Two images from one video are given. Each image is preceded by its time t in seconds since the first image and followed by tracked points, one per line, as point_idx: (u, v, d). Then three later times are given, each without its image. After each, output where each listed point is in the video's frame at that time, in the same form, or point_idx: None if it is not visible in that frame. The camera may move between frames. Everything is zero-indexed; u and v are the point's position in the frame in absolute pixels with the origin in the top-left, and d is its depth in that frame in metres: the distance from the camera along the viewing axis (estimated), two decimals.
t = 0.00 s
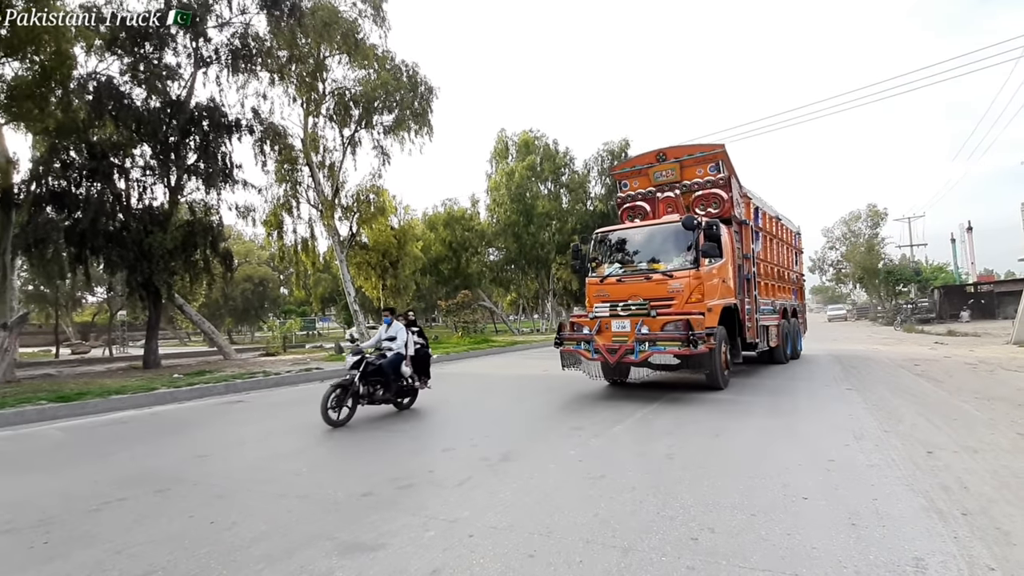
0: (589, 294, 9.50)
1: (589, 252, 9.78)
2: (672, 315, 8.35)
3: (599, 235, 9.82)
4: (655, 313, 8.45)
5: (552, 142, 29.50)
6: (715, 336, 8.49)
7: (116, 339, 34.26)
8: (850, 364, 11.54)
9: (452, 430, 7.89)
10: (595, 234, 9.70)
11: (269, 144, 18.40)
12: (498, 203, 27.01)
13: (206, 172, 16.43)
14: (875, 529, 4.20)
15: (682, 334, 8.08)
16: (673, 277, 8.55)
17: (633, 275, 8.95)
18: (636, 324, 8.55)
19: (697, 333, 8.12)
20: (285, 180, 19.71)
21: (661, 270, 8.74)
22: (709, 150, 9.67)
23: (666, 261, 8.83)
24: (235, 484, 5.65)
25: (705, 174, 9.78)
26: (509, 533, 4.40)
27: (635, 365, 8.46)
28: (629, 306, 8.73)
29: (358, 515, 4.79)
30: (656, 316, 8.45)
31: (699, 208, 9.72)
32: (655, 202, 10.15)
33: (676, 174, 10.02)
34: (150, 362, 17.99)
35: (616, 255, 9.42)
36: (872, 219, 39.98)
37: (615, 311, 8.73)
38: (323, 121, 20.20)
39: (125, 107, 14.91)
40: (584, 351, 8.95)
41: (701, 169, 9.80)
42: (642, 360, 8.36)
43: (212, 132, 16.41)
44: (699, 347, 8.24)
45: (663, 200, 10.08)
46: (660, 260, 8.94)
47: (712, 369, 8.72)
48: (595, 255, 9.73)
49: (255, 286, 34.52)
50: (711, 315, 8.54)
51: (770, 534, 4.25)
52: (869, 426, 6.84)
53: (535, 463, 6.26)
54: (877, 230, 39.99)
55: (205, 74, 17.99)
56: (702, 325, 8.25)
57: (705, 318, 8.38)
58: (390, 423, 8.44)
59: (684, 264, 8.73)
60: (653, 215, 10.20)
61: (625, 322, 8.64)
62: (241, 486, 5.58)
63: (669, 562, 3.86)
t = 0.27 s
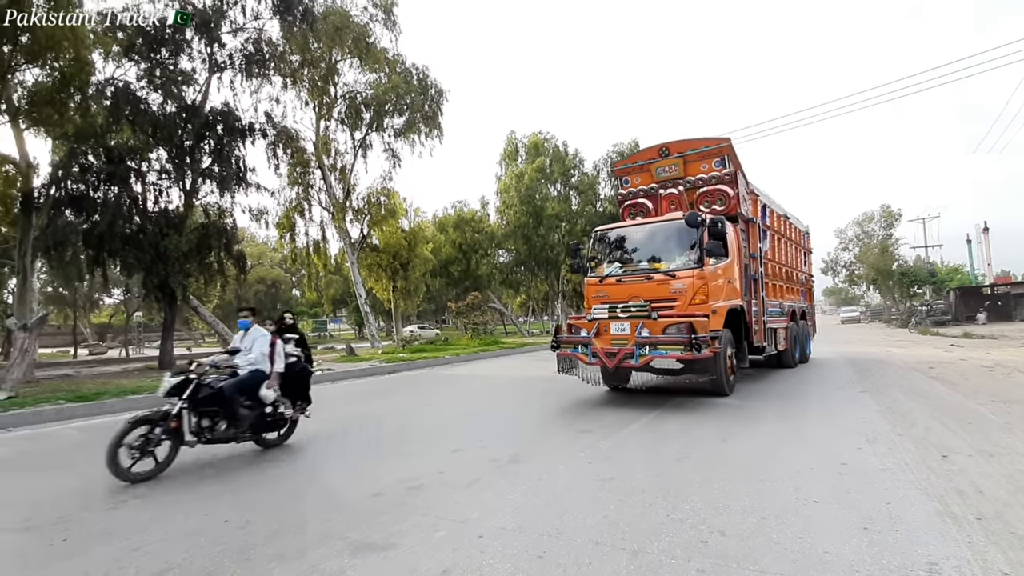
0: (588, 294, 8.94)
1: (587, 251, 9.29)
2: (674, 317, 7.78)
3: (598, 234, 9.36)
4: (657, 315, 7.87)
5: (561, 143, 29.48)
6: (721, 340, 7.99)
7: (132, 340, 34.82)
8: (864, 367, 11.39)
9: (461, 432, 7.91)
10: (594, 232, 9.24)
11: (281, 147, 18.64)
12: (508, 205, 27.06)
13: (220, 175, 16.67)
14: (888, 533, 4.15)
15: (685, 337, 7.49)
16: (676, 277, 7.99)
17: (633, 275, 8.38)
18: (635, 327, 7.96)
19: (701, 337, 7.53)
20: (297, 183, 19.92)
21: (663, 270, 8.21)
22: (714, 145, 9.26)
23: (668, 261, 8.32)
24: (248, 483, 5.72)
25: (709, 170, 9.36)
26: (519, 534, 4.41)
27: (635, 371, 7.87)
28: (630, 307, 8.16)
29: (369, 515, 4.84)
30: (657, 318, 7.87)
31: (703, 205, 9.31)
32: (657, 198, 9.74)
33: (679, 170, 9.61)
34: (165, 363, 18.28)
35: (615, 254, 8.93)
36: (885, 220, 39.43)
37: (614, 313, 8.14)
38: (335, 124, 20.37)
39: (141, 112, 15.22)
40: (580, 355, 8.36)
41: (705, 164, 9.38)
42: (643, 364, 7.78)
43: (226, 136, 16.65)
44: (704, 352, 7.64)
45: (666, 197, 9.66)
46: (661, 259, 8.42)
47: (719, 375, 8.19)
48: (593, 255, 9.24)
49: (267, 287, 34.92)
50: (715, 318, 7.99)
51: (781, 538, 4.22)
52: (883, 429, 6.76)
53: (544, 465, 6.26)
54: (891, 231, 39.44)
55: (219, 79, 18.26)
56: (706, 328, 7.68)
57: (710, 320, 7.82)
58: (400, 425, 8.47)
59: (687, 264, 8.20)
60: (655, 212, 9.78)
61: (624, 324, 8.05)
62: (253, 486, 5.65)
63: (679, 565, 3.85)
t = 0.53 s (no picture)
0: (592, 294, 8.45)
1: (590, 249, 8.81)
2: (681, 317, 7.21)
3: (602, 231, 8.88)
4: (663, 316, 7.31)
5: (577, 144, 29.41)
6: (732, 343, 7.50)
7: (158, 341, 35.72)
8: (887, 368, 11.15)
9: (477, 432, 7.96)
10: (597, 229, 8.78)
11: (301, 151, 18.98)
12: (523, 206, 27.11)
13: (242, 179, 17.04)
14: (910, 537, 4.09)
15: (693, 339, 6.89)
16: (684, 275, 7.49)
17: (638, 274, 7.88)
18: (640, 328, 7.41)
19: (711, 338, 6.95)
20: (316, 186, 20.25)
21: (668, 269, 7.70)
22: (724, 136, 8.70)
23: (675, 259, 7.80)
24: (270, 481, 5.86)
25: (719, 163, 8.81)
26: (535, 534, 4.45)
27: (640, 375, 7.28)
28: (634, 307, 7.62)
29: (388, 513, 4.91)
30: (664, 319, 7.31)
31: (714, 200, 8.78)
32: (664, 194, 9.19)
33: (687, 163, 9.05)
34: (190, 363, 18.74)
35: (620, 251, 8.43)
36: (908, 218, 38.52)
37: (618, 313, 7.63)
38: (352, 127, 20.62)
39: (167, 119, 15.66)
40: (582, 359, 7.81)
41: (715, 157, 8.83)
42: (648, 368, 7.16)
43: (247, 141, 17.01)
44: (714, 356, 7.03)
45: (674, 192, 9.10)
46: (668, 257, 7.92)
47: (731, 381, 7.70)
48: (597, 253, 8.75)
49: (287, 289, 35.52)
50: (726, 319, 7.44)
51: (800, 541, 4.17)
52: (906, 431, 6.62)
53: (561, 465, 6.27)
54: (915, 229, 38.50)
55: (241, 85, 18.65)
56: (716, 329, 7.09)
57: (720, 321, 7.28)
58: (417, 425, 8.56)
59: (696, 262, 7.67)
60: (663, 208, 9.23)
61: (629, 325, 7.51)
62: (274, 484, 5.77)
63: (696, 566, 3.84)
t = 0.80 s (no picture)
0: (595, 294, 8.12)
1: (593, 246, 8.49)
2: (688, 318, 6.84)
3: (606, 227, 8.54)
4: (669, 317, 6.92)
5: (593, 144, 29.29)
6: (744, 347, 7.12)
7: (182, 340, 36.57)
8: (912, 370, 10.89)
9: (493, 432, 8.00)
10: (601, 225, 8.46)
11: (320, 153, 19.27)
12: (539, 206, 27.11)
13: (263, 181, 17.37)
14: (935, 543, 3.99)
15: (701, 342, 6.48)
16: (691, 273, 7.13)
17: (642, 272, 7.55)
18: (644, 329, 7.03)
19: (719, 341, 6.53)
20: (335, 188, 20.52)
21: (675, 266, 7.33)
22: (735, 126, 8.29)
23: (682, 256, 7.42)
24: (291, 477, 5.98)
25: (731, 155, 8.40)
26: (551, 533, 4.46)
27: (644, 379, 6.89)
28: (639, 307, 7.27)
29: (405, 511, 4.98)
30: (670, 320, 6.90)
31: (724, 194, 8.37)
32: (672, 188, 8.81)
33: (696, 155, 8.64)
34: (214, 361, 19.18)
35: (625, 248, 8.09)
36: (934, 217, 37.50)
37: (621, 313, 7.28)
38: (370, 129, 20.85)
39: (191, 123, 16.03)
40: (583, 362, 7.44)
41: (727, 148, 8.41)
42: (652, 373, 6.78)
43: (268, 144, 17.34)
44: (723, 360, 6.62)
45: (682, 186, 8.72)
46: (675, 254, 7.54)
47: (743, 387, 7.32)
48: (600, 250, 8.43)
49: (307, 289, 36.12)
50: (737, 320, 7.04)
51: (820, 544, 4.11)
52: (931, 434, 6.47)
53: (577, 466, 6.27)
54: (940, 228, 37.47)
55: (262, 89, 19.01)
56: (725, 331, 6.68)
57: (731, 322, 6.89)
58: (433, 424, 8.63)
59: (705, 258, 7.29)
60: (671, 203, 8.85)
61: (632, 327, 7.14)
62: (294, 481, 5.88)
63: (714, 568, 3.81)
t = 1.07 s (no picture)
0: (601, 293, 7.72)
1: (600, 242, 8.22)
2: (699, 319, 6.44)
3: (614, 223, 8.30)
4: (678, 318, 6.50)
5: (614, 143, 29.14)
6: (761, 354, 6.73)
7: (212, 339, 37.63)
8: (945, 373, 10.56)
9: (513, 431, 8.05)
10: (609, 221, 8.20)
11: (344, 155, 19.65)
12: (559, 206, 27.10)
13: (289, 184, 17.79)
14: (967, 550, 3.89)
15: (712, 346, 6.05)
16: (703, 271, 6.72)
17: (651, 270, 7.16)
18: (652, 332, 6.65)
19: (732, 344, 6.10)
20: (359, 189, 20.86)
21: (686, 264, 6.96)
22: (751, 115, 7.89)
23: (694, 253, 7.06)
24: (317, 473, 6.14)
25: (746, 145, 8.01)
26: (572, 532, 4.49)
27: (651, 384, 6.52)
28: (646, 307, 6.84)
29: (428, 508, 5.08)
30: (679, 322, 6.48)
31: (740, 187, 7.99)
32: (685, 181, 8.47)
33: (710, 146, 8.27)
34: (242, 359, 19.73)
35: (635, 245, 7.78)
36: (968, 215, 36.16)
37: (627, 314, 6.90)
38: (392, 131, 21.15)
39: (221, 127, 16.50)
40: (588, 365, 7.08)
41: (742, 138, 8.03)
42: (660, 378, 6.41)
43: (294, 147, 17.75)
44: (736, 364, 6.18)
45: (694, 179, 8.36)
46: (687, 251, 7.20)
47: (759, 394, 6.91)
48: (607, 247, 8.19)
49: (331, 289, 36.82)
50: (751, 321, 6.61)
51: (847, 550, 4.04)
52: (964, 439, 6.28)
53: (597, 466, 6.28)
54: (975, 226, 36.13)
55: (289, 94, 19.47)
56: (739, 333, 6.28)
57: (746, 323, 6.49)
58: (454, 423, 8.73)
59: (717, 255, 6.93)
60: (683, 196, 8.50)
61: (639, 328, 6.75)
62: (320, 477, 6.02)
63: (736, 571, 3.79)
